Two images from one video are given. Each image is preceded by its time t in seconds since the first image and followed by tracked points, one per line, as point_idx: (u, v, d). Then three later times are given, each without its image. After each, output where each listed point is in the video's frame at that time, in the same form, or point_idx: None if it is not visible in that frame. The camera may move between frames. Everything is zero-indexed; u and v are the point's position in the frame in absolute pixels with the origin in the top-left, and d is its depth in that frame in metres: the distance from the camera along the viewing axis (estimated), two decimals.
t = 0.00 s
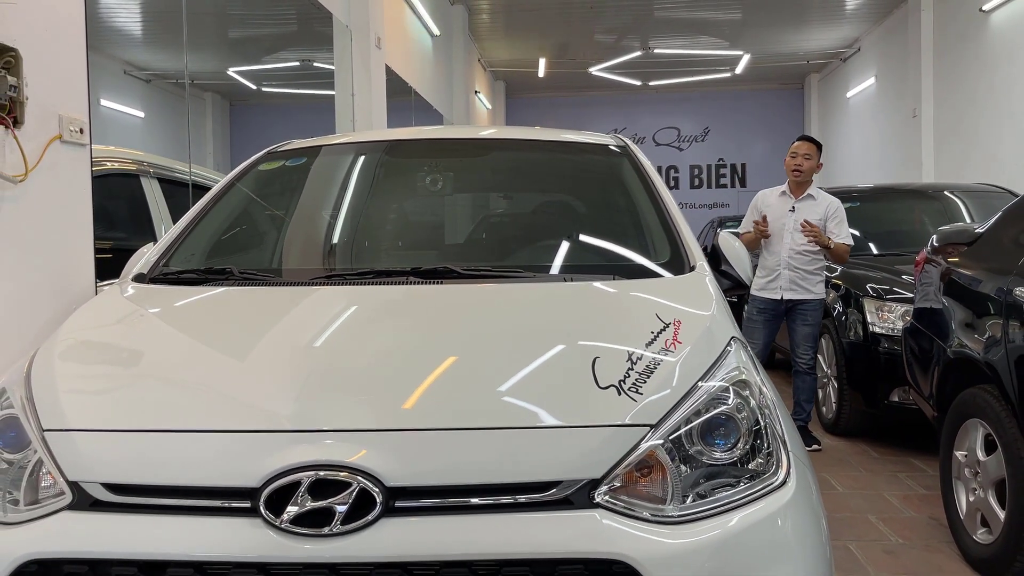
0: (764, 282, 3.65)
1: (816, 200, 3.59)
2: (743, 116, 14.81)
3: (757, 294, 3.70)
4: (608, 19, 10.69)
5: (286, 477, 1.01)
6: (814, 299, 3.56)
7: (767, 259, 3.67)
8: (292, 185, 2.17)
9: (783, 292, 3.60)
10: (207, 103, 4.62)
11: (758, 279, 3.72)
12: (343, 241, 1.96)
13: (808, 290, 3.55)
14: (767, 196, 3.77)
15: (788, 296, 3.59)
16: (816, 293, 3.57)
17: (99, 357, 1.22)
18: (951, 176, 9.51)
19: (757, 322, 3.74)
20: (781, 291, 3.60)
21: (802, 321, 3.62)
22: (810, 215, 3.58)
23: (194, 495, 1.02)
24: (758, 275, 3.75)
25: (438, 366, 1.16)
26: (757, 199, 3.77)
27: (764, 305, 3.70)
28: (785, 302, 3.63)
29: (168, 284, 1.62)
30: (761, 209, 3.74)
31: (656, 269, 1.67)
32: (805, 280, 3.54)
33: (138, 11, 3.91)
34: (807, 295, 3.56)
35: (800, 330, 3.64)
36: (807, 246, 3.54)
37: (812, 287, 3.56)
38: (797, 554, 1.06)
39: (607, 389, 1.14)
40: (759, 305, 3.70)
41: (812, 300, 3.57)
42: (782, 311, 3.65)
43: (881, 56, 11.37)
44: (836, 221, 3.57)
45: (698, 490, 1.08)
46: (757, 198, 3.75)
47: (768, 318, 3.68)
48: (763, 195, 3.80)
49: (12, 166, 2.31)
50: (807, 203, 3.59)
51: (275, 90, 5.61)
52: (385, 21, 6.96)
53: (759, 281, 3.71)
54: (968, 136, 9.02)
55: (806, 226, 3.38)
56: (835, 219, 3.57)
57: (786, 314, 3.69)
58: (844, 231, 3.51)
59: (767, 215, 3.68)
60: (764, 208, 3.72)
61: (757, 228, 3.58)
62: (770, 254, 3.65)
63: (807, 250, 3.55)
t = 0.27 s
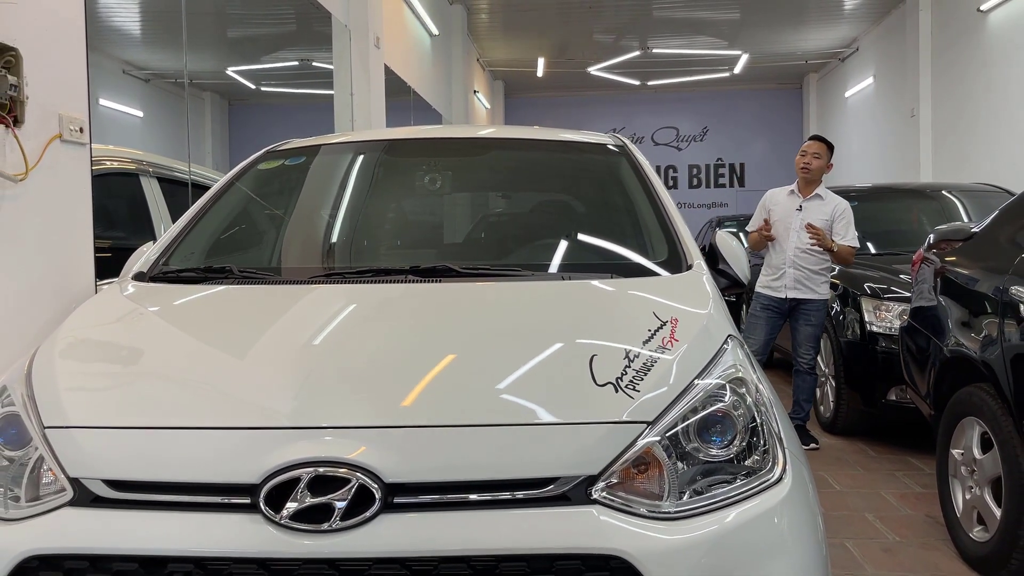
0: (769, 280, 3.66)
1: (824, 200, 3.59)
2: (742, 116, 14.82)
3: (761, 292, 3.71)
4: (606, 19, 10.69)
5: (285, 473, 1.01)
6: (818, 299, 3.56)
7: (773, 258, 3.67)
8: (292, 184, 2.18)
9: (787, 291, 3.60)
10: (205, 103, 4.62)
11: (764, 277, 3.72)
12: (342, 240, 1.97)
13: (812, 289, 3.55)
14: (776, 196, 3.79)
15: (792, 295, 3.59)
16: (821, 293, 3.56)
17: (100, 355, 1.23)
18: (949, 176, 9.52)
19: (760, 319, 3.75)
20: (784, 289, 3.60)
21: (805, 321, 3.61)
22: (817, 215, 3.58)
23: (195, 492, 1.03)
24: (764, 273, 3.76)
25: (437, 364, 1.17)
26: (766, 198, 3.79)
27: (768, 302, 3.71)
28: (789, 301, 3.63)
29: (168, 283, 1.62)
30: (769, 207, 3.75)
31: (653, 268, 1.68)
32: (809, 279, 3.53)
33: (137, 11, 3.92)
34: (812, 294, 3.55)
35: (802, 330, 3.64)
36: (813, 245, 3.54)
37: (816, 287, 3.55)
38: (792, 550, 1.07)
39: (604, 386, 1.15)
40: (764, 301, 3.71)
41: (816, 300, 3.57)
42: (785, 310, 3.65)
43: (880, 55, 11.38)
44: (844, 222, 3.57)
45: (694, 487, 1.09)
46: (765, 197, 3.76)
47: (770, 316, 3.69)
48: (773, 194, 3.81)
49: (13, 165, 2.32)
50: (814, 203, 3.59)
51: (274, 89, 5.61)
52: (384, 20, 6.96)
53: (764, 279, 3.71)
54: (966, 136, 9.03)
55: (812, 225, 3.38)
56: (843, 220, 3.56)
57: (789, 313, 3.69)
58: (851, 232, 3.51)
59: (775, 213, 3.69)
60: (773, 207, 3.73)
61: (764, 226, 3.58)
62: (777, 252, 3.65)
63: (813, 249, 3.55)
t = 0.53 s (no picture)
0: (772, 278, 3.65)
1: (829, 199, 3.59)
2: (742, 115, 14.81)
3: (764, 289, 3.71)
4: (606, 18, 10.68)
5: (286, 469, 1.02)
6: (820, 298, 3.56)
7: (776, 255, 3.67)
8: (293, 182, 2.18)
9: (789, 289, 3.60)
10: (206, 101, 4.62)
11: (767, 274, 3.72)
12: (342, 238, 1.97)
13: (814, 288, 3.54)
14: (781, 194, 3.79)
15: (794, 293, 3.59)
16: (823, 291, 3.55)
17: (101, 352, 1.23)
18: (949, 175, 9.52)
19: (766, 318, 3.72)
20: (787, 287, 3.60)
21: (807, 319, 3.61)
22: (821, 214, 3.58)
23: (196, 487, 1.03)
24: (767, 271, 3.76)
25: (437, 360, 1.17)
26: (771, 196, 3.79)
27: (772, 301, 3.70)
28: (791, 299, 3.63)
29: (169, 280, 1.63)
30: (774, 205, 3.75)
31: (653, 265, 1.68)
32: (812, 277, 3.53)
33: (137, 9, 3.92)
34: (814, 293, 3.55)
35: (805, 328, 3.64)
36: (816, 244, 3.54)
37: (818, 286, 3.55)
38: (793, 545, 1.07)
39: (605, 381, 1.15)
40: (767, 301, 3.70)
41: (818, 299, 3.57)
42: (789, 308, 3.64)
43: (880, 54, 11.37)
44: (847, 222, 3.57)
45: (695, 483, 1.10)
46: (770, 195, 3.77)
47: (776, 314, 3.67)
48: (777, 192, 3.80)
49: (14, 162, 2.32)
50: (819, 202, 3.59)
51: (275, 87, 5.61)
52: (384, 19, 6.96)
53: (767, 277, 3.72)
54: (966, 134, 9.03)
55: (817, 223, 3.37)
56: (846, 220, 3.56)
57: (791, 311, 3.69)
58: (855, 232, 3.51)
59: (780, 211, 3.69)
60: (777, 205, 3.73)
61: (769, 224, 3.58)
62: (780, 250, 3.65)
63: (816, 248, 3.54)
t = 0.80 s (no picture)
0: (776, 277, 3.64)
1: (831, 197, 3.58)
2: (743, 113, 14.79)
3: (768, 288, 3.69)
4: (608, 16, 10.67)
5: (286, 467, 1.01)
6: (824, 296, 3.56)
7: (780, 254, 3.66)
8: (294, 180, 2.18)
9: (794, 287, 3.59)
10: (207, 99, 4.62)
11: (770, 273, 3.71)
12: (343, 236, 1.96)
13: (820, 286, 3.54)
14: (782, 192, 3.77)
15: (799, 291, 3.58)
16: (827, 289, 3.55)
17: (101, 350, 1.23)
18: (951, 173, 9.51)
19: (773, 319, 3.69)
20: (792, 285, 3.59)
21: (812, 317, 3.60)
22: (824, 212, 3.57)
23: (196, 485, 1.03)
24: (769, 269, 3.74)
25: (437, 358, 1.17)
26: (772, 194, 3.77)
27: (777, 301, 3.68)
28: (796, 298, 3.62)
29: (170, 278, 1.62)
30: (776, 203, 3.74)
31: (654, 263, 1.68)
32: (817, 275, 3.53)
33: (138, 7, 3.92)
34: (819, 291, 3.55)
35: (809, 327, 3.64)
36: (820, 242, 3.54)
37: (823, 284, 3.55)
38: (794, 543, 1.07)
39: (606, 379, 1.15)
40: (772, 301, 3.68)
41: (823, 297, 3.56)
42: (795, 307, 3.62)
43: (882, 52, 11.35)
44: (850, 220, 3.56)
45: (696, 481, 1.09)
46: (772, 193, 3.75)
47: (782, 314, 3.65)
48: (777, 190, 3.78)
49: (14, 160, 2.32)
50: (821, 200, 3.58)
51: (276, 86, 5.61)
52: (385, 16, 6.95)
53: (770, 275, 3.70)
54: (968, 132, 9.02)
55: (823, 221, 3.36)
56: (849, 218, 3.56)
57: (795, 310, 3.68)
58: (858, 230, 3.51)
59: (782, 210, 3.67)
60: (779, 204, 3.71)
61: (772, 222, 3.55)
62: (784, 248, 3.64)
63: (820, 246, 3.54)
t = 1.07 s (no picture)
0: (780, 275, 3.60)
1: (833, 195, 3.59)
2: (746, 111, 14.76)
3: (771, 286, 3.67)
4: (610, 13, 10.65)
5: (286, 465, 1.01)
6: (828, 294, 3.55)
7: (783, 252, 3.63)
8: (296, 178, 2.17)
9: (798, 286, 3.57)
10: (209, 98, 4.62)
11: (772, 271, 3.68)
12: (343, 234, 1.96)
13: (823, 284, 3.53)
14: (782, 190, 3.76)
15: (803, 289, 3.56)
16: (831, 288, 3.55)
17: (101, 347, 1.23)
18: (954, 170, 9.48)
19: (776, 317, 3.67)
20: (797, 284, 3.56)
21: (815, 315, 3.59)
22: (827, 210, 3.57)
23: (196, 482, 1.03)
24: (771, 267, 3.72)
25: (437, 356, 1.16)
26: (773, 192, 3.75)
27: (781, 299, 3.66)
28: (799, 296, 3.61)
29: (171, 275, 1.62)
30: (777, 201, 3.71)
31: (655, 261, 1.67)
32: (821, 273, 3.52)
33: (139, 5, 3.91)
34: (823, 289, 3.54)
35: (812, 325, 3.63)
36: (824, 240, 3.54)
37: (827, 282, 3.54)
38: (796, 542, 1.06)
39: (606, 377, 1.15)
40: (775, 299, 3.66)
41: (826, 295, 3.55)
42: (799, 305, 3.61)
43: (885, 50, 11.32)
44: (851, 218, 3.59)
45: (697, 480, 1.09)
46: (773, 190, 3.72)
47: (785, 313, 3.64)
48: (777, 189, 3.76)
49: (14, 157, 2.32)
50: (824, 198, 3.59)
51: (278, 84, 5.60)
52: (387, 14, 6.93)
53: (772, 273, 3.67)
54: (971, 130, 8.99)
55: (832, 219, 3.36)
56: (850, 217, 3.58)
57: (798, 308, 3.67)
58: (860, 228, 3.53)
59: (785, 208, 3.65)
60: (780, 202, 3.68)
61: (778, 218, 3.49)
62: (787, 246, 3.61)
63: (823, 244, 3.54)
